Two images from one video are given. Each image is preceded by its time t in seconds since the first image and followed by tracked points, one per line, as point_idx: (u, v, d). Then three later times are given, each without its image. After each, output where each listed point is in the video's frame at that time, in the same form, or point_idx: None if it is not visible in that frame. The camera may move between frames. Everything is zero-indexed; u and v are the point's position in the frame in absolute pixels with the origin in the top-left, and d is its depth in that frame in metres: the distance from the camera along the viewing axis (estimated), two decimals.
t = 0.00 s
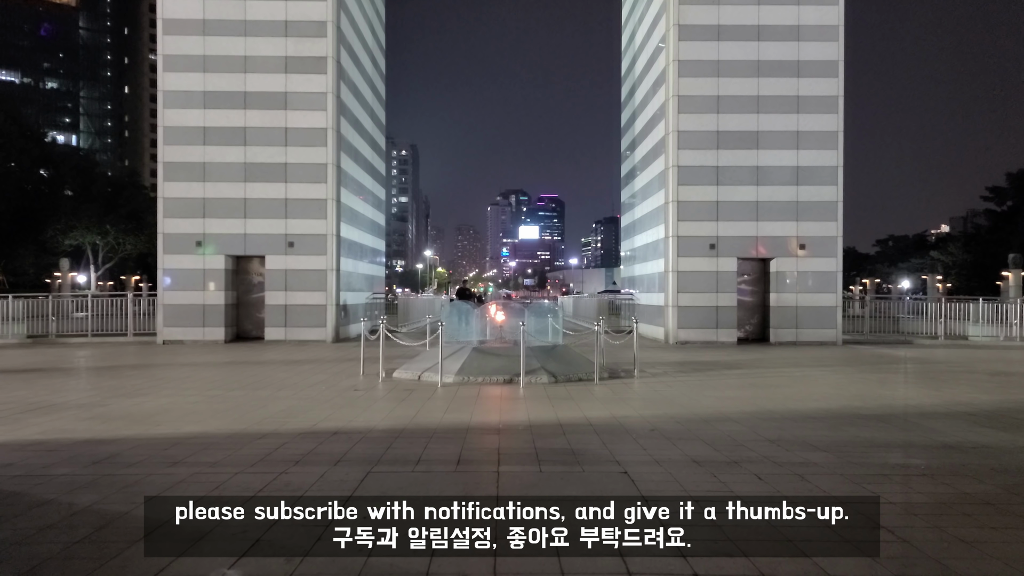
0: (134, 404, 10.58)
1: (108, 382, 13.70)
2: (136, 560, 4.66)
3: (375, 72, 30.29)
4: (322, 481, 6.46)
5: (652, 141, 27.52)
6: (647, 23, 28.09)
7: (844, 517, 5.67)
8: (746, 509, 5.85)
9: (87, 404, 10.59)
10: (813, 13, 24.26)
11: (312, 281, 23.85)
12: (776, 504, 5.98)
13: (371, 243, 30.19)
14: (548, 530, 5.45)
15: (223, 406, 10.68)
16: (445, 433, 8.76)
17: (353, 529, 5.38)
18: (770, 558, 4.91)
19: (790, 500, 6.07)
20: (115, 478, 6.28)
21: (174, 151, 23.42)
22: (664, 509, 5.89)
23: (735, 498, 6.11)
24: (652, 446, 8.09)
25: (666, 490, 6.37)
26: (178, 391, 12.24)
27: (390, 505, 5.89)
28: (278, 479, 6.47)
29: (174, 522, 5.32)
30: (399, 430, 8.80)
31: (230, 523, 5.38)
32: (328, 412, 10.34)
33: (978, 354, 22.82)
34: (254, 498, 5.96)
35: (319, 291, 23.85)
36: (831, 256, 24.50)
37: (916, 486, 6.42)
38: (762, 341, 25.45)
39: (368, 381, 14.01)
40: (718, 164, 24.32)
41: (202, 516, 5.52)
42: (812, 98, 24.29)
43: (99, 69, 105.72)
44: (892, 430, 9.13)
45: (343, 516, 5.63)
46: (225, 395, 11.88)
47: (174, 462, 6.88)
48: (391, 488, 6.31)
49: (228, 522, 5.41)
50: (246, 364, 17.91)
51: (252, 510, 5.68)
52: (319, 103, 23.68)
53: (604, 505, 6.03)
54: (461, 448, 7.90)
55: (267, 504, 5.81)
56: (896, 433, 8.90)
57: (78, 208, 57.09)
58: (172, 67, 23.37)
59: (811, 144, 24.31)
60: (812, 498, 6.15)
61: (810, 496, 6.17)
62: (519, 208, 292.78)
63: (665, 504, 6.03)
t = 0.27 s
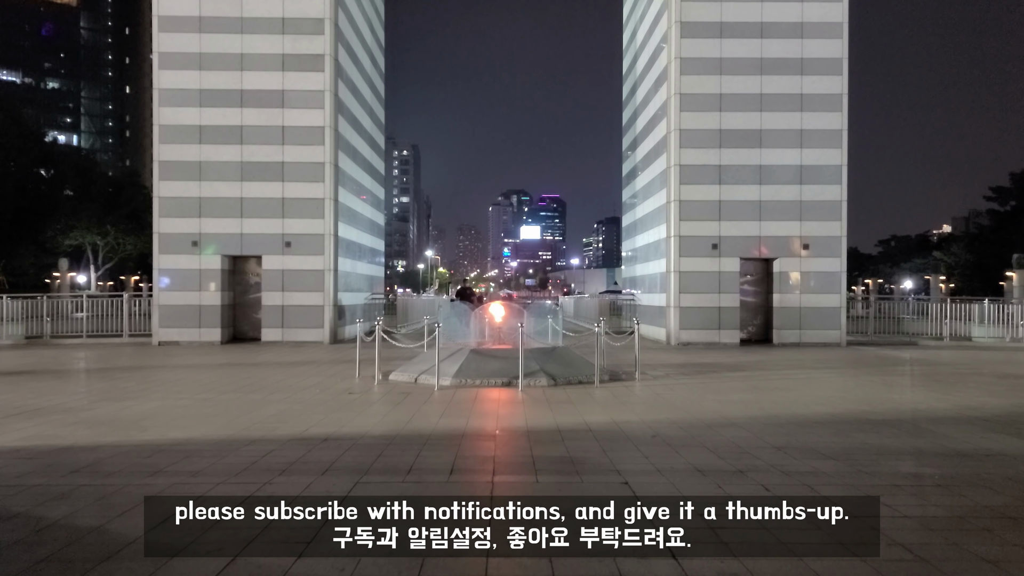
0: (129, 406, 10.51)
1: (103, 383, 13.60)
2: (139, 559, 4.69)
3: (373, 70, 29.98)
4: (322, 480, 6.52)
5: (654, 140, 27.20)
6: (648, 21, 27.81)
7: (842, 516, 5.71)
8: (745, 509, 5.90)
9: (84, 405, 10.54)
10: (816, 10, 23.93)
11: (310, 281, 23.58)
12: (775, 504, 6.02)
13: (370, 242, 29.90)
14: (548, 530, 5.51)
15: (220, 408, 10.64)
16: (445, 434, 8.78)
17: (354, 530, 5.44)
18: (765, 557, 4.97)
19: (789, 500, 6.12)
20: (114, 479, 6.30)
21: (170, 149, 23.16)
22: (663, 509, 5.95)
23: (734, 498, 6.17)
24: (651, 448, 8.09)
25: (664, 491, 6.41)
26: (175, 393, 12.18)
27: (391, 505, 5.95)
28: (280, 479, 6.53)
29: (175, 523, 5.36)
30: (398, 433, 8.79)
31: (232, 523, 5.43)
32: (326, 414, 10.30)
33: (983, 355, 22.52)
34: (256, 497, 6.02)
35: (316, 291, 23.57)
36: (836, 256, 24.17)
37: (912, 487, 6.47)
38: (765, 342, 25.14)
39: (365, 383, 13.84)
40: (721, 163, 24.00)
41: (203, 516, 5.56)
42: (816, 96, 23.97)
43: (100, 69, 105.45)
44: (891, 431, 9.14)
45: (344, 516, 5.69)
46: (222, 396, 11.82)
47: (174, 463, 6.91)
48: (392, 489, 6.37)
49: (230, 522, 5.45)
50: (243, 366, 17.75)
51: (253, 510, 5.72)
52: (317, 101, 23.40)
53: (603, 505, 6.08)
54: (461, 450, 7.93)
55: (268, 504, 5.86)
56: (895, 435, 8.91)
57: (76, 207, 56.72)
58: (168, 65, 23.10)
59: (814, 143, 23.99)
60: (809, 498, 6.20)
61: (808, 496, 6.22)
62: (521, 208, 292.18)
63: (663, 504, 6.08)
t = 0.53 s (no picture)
0: (126, 409, 10.48)
1: (100, 385, 13.53)
2: (138, 558, 4.75)
3: (373, 69, 29.68)
4: (323, 481, 6.61)
5: (657, 140, 26.91)
6: (651, 19, 27.55)
7: (843, 516, 5.80)
8: (747, 509, 6.00)
9: (81, 408, 10.51)
10: (821, 8, 23.63)
11: (308, 282, 23.32)
12: (775, 503, 6.12)
13: (370, 243, 29.61)
14: (548, 530, 5.59)
15: (219, 410, 10.63)
16: (444, 436, 8.83)
17: (353, 529, 5.51)
18: (760, 557, 5.03)
19: (791, 500, 6.23)
20: (113, 480, 6.35)
21: (168, 149, 22.93)
22: (664, 509, 6.04)
23: (736, 498, 6.27)
24: (648, 450, 8.13)
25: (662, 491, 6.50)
26: (172, 395, 12.16)
27: (390, 506, 6.03)
28: (281, 480, 6.62)
29: (175, 523, 5.42)
30: (396, 434, 8.84)
31: (232, 523, 5.50)
32: (324, 417, 10.30)
33: (991, 358, 22.20)
34: (257, 497, 6.10)
35: (315, 292, 23.31)
36: (841, 257, 23.87)
37: (907, 487, 6.54)
38: (769, 344, 24.85)
39: (364, 386, 13.67)
40: (724, 163, 23.73)
41: (203, 516, 5.62)
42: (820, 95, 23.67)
43: (101, 69, 105.32)
44: (889, 433, 9.16)
45: (344, 516, 5.76)
46: (220, 398, 11.78)
47: (173, 465, 6.96)
48: (392, 489, 6.45)
49: (230, 522, 5.51)
50: (242, 368, 17.60)
51: (253, 510, 5.79)
52: (316, 100, 23.16)
53: (604, 505, 6.17)
54: (461, 452, 7.99)
55: (268, 504, 5.93)
56: (893, 437, 8.94)
57: (74, 207, 56.38)
58: (165, 64, 22.89)
59: (819, 142, 23.70)
60: (805, 499, 6.28)
61: (811, 496, 6.33)
62: (522, 209, 291.66)
63: (667, 504, 6.19)
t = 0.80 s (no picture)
0: (125, 411, 10.46)
1: (98, 387, 13.47)
2: (139, 558, 4.82)
3: (375, 67, 29.36)
4: (323, 482, 6.70)
5: (661, 139, 26.59)
6: (655, 17, 27.26)
7: (841, 516, 5.88)
8: (745, 509, 6.09)
9: (80, 410, 10.49)
10: (828, 5, 23.31)
11: (308, 282, 23.05)
12: (775, 504, 6.24)
13: (371, 243, 29.33)
14: (548, 530, 5.65)
15: (218, 412, 10.64)
16: (444, 438, 8.87)
17: (353, 529, 5.58)
18: (755, 557, 5.11)
19: (789, 500, 6.32)
20: (114, 482, 6.40)
21: (166, 148, 22.67)
22: (663, 509, 6.13)
23: (734, 499, 6.37)
24: (647, 452, 8.16)
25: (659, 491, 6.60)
26: (172, 396, 12.14)
27: (390, 506, 6.11)
28: (282, 480, 6.71)
29: (177, 522, 5.49)
30: (396, 437, 8.87)
31: (233, 522, 5.57)
32: (324, 419, 10.29)
33: (1000, 359, 21.90)
34: (259, 497, 6.19)
35: (316, 293, 23.04)
36: (847, 257, 23.55)
37: (902, 489, 6.61)
38: (774, 345, 24.55)
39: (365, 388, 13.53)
40: (730, 162, 23.42)
41: (204, 516, 5.69)
42: (827, 93, 23.35)
43: (103, 69, 105.11)
44: (888, 435, 9.18)
45: (344, 516, 5.84)
46: (220, 400, 11.75)
47: (174, 467, 7.01)
48: (392, 489, 6.54)
49: (231, 522, 5.59)
50: (241, 369, 17.45)
51: (253, 510, 5.86)
52: (316, 98, 22.90)
53: (603, 505, 6.25)
54: (461, 453, 8.05)
55: (268, 504, 6.00)
56: (892, 438, 8.96)
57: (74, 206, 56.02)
58: (164, 62, 22.63)
59: (825, 141, 23.38)
60: (799, 500, 6.36)
61: (809, 496, 6.42)
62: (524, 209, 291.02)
63: (665, 505, 6.28)
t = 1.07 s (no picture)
0: (124, 412, 10.43)
1: (97, 389, 13.41)
2: (140, 556, 4.85)
3: (375, 65, 29.08)
4: (324, 481, 6.75)
5: (664, 137, 26.32)
6: (658, 15, 27.00)
7: (841, 516, 5.91)
8: (744, 509, 6.12)
9: (80, 411, 10.46)
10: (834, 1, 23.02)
11: (307, 282, 22.80)
12: (774, 504, 6.25)
13: (371, 243, 29.07)
14: (548, 530, 5.67)
15: (218, 413, 10.61)
16: (444, 439, 8.88)
17: (354, 529, 5.59)
18: (755, 556, 5.13)
19: (790, 500, 6.34)
20: (114, 482, 6.43)
21: (164, 147, 22.44)
22: (662, 509, 6.16)
23: (734, 499, 6.39)
24: (646, 452, 8.17)
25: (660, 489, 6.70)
26: (171, 397, 12.11)
27: (391, 506, 6.13)
28: (284, 480, 6.75)
29: (177, 522, 5.50)
30: (396, 438, 8.87)
31: (233, 522, 5.59)
32: (324, 421, 10.26)
33: (1007, 360, 21.62)
34: (260, 497, 6.23)
35: (315, 294, 22.79)
36: (853, 257, 23.26)
37: (902, 489, 6.62)
38: (779, 346, 24.26)
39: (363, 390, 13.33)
40: (734, 160, 23.14)
41: (203, 516, 5.70)
42: (832, 91, 23.06)
43: (104, 69, 104.90)
44: (890, 436, 9.16)
45: (344, 516, 5.86)
46: (219, 401, 11.70)
47: (174, 468, 7.03)
48: (393, 489, 6.59)
49: (231, 521, 5.60)
50: (241, 370, 17.30)
51: (253, 510, 5.88)
52: (316, 97, 22.67)
53: (603, 505, 6.28)
54: (462, 454, 8.08)
55: (269, 504, 6.02)
56: (893, 439, 8.95)
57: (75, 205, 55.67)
58: (162, 60, 22.41)
59: (831, 139, 23.10)
60: (798, 500, 6.39)
61: (809, 496, 6.46)
62: (526, 209, 290.47)
63: (666, 504, 6.31)
